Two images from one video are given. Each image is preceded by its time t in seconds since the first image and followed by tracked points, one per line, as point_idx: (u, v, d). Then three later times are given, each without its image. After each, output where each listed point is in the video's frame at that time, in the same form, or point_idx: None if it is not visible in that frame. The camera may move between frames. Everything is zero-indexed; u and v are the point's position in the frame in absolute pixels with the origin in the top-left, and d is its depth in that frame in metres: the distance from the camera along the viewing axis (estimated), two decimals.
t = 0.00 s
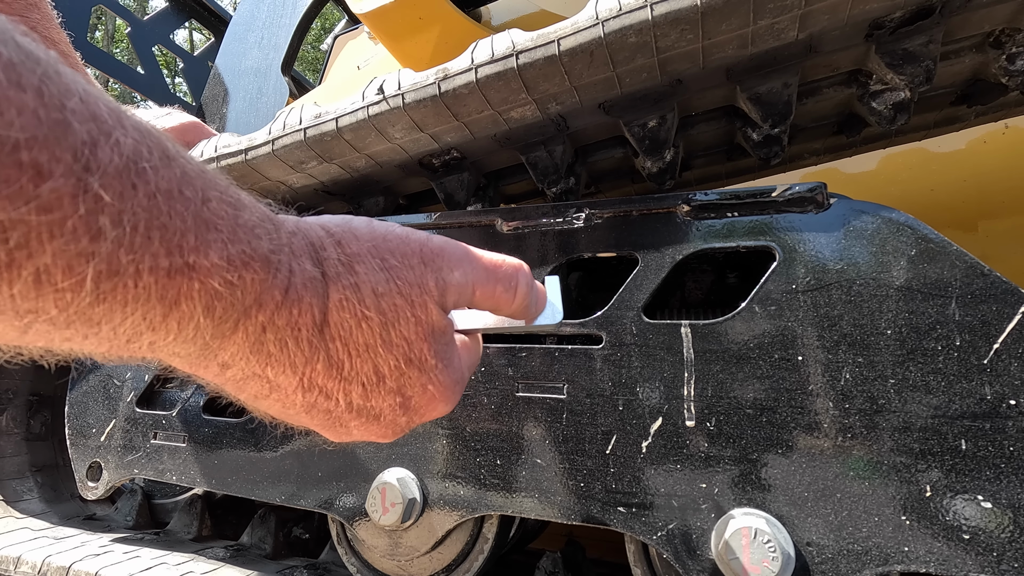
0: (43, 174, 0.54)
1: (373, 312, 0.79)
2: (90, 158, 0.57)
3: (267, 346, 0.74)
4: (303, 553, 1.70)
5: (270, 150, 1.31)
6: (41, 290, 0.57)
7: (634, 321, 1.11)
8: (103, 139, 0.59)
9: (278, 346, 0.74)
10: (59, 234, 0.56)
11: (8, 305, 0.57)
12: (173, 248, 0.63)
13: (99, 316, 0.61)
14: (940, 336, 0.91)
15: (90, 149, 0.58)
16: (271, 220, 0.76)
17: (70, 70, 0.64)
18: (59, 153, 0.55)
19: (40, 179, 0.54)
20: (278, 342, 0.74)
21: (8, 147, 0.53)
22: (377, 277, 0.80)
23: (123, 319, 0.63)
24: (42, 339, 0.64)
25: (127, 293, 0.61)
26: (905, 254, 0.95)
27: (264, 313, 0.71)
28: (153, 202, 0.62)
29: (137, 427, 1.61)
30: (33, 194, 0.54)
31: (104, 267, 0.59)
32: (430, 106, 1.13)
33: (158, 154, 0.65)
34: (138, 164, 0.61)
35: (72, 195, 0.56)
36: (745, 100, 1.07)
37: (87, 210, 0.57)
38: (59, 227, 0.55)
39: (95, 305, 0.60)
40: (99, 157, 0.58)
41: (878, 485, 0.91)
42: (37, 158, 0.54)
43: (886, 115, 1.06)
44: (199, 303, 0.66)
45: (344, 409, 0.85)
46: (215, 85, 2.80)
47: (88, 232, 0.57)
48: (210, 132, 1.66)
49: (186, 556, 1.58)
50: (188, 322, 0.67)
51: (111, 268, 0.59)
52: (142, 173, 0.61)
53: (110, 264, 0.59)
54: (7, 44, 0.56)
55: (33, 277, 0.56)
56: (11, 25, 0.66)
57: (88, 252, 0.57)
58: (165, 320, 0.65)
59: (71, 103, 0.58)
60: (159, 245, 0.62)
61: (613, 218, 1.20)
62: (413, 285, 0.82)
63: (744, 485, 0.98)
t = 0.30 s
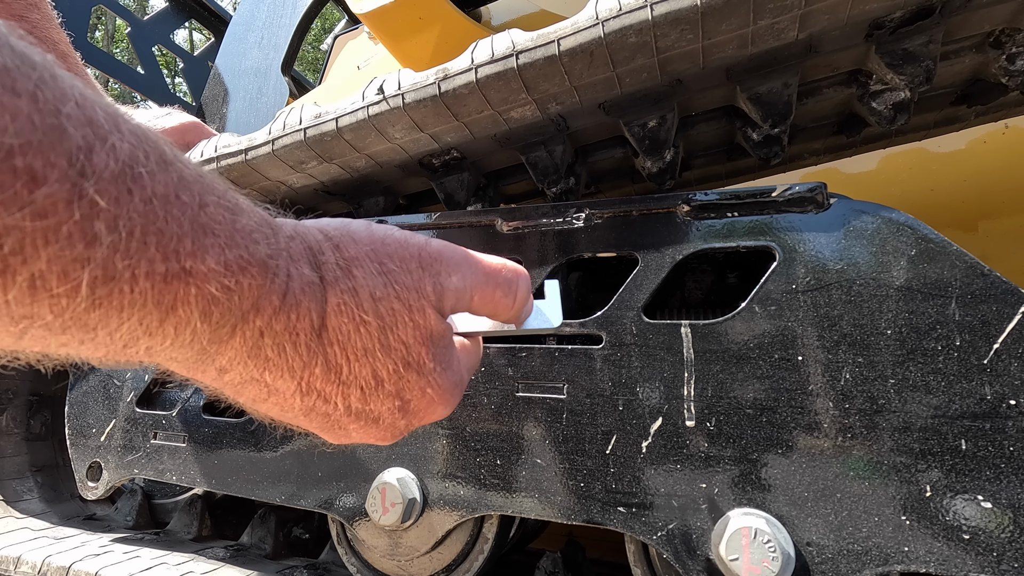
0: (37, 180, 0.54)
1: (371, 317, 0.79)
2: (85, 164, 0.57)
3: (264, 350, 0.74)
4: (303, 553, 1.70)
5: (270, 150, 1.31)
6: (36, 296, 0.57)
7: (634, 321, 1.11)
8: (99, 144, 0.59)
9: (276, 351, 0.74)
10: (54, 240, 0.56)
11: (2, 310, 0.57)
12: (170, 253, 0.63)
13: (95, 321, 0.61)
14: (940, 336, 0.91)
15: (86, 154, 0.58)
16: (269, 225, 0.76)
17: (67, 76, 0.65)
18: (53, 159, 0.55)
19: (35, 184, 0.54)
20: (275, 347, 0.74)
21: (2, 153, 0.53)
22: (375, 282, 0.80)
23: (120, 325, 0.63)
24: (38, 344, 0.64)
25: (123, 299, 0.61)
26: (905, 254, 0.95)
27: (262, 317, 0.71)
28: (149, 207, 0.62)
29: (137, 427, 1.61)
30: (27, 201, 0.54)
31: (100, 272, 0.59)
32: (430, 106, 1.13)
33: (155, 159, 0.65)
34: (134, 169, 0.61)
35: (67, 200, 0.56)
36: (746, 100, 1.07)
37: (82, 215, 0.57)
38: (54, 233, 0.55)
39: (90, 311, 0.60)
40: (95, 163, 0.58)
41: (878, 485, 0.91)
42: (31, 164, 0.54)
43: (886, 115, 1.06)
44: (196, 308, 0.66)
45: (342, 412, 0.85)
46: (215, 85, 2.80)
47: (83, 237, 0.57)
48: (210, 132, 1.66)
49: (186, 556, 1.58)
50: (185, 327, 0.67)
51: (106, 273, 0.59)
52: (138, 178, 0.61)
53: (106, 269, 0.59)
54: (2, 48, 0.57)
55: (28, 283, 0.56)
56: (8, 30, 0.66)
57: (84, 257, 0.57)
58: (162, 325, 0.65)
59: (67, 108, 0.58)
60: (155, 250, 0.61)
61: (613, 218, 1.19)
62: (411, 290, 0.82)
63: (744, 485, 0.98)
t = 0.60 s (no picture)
0: (43, 175, 0.54)
1: (375, 309, 0.79)
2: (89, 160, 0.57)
3: (268, 344, 0.74)
4: (303, 553, 1.70)
5: (270, 150, 1.31)
6: (43, 290, 0.57)
7: (634, 321, 1.11)
8: (103, 139, 0.59)
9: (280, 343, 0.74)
10: (60, 234, 0.56)
11: (9, 305, 0.57)
12: (174, 247, 0.63)
13: (102, 315, 0.61)
14: (940, 336, 0.91)
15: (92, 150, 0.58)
16: (271, 219, 0.76)
17: (70, 71, 0.65)
18: (58, 154, 0.55)
19: (40, 180, 0.54)
20: (279, 342, 0.74)
21: (8, 149, 0.53)
22: (378, 274, 0.80)
23: (125, 319, 0.63)
24: (44, 339, 0.64)
25: (128, 293, 0.61)
26: (904, 254, 0.95)
27: (265, 311, 0.71)
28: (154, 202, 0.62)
29: (137, 427, 1.61)
30: (33, 195, 0.54)
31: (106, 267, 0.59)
32: (430, 106, 1.13)
33: (158, 153, 0.65)
34: (138, 163, 0.61)
35: (72, 195, 0.56)
36: (745, 100, 1.07)
37: (88, 210, 0.57)
38: (60, 227, 0.55)
39: (96, 305, 0.60)
40: (99, 158, 0.58)
41: (878, 485, 0.91)
42: (37, 159, 0.54)
43: (886, 115, 1.06)
44: (201, 301, 0.66)
45: (346, 406, 0.85)
46: (215, 85, 2.80)
47: (89, 232, 0.57)
48: (210, 132, 1.66)
49: (186, 556, 1.58)
50: (190, 321, 0.67)
51: (112, 268, 0.59)
52: (142, 172, 0.61)
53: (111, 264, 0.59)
54: (5, 45, 0.56)
55: (35, 278, 0.56)
56: (9, 25, 0.66)
57: (89, 251, 0.57)
58: (167, 319, 0.65)
59: (70, 103, 0.58)
60: (160, 244, 0.62)
61: (613, 218, 1.19)
62: (413, 281, 0.82)
63: (744, 485, 0.98)
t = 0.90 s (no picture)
0: (49, 182, 0.54)
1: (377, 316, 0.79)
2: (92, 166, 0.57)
3: (269, 351, 0.74)
4: (303, 553, 1.70)
5: (270, 150, 1.31)
6: (47, 297, 0.57)
7: (634, 321, 1.11)
8: (108, 146, 0.59)
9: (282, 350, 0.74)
10: (65, 241, 0.56)
11: (14, 312, 0.57)
12: (179, 253, 0.63)
13: (105, 322, 0.61)
14: (940, 336, 0.91)
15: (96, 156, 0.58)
16: (273, 226, 0.76)
17: (75, 78, 0.65)
18: (64, 161, 0.55)
19: (46, 187, 0.54)
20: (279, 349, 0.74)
21: (15, 156, 0.53)
22: (380, 280, 0.80)
23: (129, 325, 0.63)
24: (47, 346, 0.64)
25: (132, 299, 0.61)
26: (905, 254, 0.95)
27: (268, 317, 0.71)
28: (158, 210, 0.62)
29: (137, 427, 1.61)
30: (39, 202, 0.54)
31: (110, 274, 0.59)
32: (430, 106, 1.13)
33: (162, 160, 0.65)
34: (142, 170, 0.61)
35: (78, 202, 0.56)
36: (745, 100, 1.07)
37: (93, 217, 0.57)
38: (66, 234, 0.55)
39: (100, 312, 0.60)
40: (105, 165, 0.58)
41: (878, 485, 0.91)
42: (43, 166, 0.54)
43: (886, 115, 1.06)
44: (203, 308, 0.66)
45: (346, 413, 0.85)
46: (215, 85, 2.80)
47: (94, 239, 0.57)
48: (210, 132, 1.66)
49: (186, 556, 1.58)
50: (191, 327, 0.66)
51: (116, 274, 0.59)
52: (147, 179, 0.61)
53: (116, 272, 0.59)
54: (12, 53, 0.57)
55: (39, 285, 0.56)
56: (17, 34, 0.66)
57: (93, 258, 0.57)
58: (169, 326, 0.65)
59: (76, 111, 0.58)
60: (164, 251, 0.62)
61: (613, 218, 1.19)
62: (416, 288, 0.82)
63: (744, 485, 0.98)
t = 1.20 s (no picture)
0: (63, 178, 0.54)
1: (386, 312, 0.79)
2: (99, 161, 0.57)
3: (278, 348, 0.73)
4: (303, 553, 1.70)
5: (270, 150, 1.31)
6: (61, 294, 0.57)
7: (634, 321, 1.11)
8: (120, 142, 0.59)
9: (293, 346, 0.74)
10: (79, 237, 0.55)
11: (27, 309, 0.57)
12: (190, 249, 0.63)
13: (118, 319, 0.61)
14: (940, 336, 0.91)
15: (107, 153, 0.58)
16: (282, 223, 0.76)
17: (86, 75, 0.65)
18: (78, 157, 0.55)
19: (60, 183, 0.54)
20: (288, 346, 0.74)
21: (29, 152, 0.53)
22: (389, 277, 0.80)
23: (141, 322, 0.63)
24: (60, 344, 0.64)
25: (145, 296, 0.61)
26: (904, 254, 0.95)
27: (278, 313, 0.71)
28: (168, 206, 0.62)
29: (137, 427, 1.62)
30: (54, 199, 0.54)
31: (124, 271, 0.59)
32: (430, 106, 1.13)
33: (173, 157, 0.65)
34: (154, 166, 0.61)
35: (92, 198, 0.56)
36: (745, 100, 1.07)
37: (106, 213, 0.57)
38: (80, 230, 0.55)
39: (113, 308, 0.60)
40: (117, 161, 0.58)
41: (878, 485, 0.91)
42: (57, 163, 0.54)
43: (886, 115, 1.06)
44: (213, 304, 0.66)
45: (354, 410, 0.84)
46: (215, 85, 2.80)
47: (107, 235, 0.57)
48: (210, 132, 1.66)
49: (186, 556, 1.58)
50: (202, 324, 0.66)
51: (130, 270, 0.59)
52: (158, 175, 0.61)
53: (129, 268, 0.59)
54: (25, 50, 0.56)
55: (54, 281, 0.56)
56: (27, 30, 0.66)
57: (106, 255, 0.57)
58: (181, 322, 0.65)
59: (88, 107, 0.58)
60: (176, 247, 0.62)
61: (613, 218, 1.19)
62: (424, 284, 0.82)
63: (744, 485, 0.98)
